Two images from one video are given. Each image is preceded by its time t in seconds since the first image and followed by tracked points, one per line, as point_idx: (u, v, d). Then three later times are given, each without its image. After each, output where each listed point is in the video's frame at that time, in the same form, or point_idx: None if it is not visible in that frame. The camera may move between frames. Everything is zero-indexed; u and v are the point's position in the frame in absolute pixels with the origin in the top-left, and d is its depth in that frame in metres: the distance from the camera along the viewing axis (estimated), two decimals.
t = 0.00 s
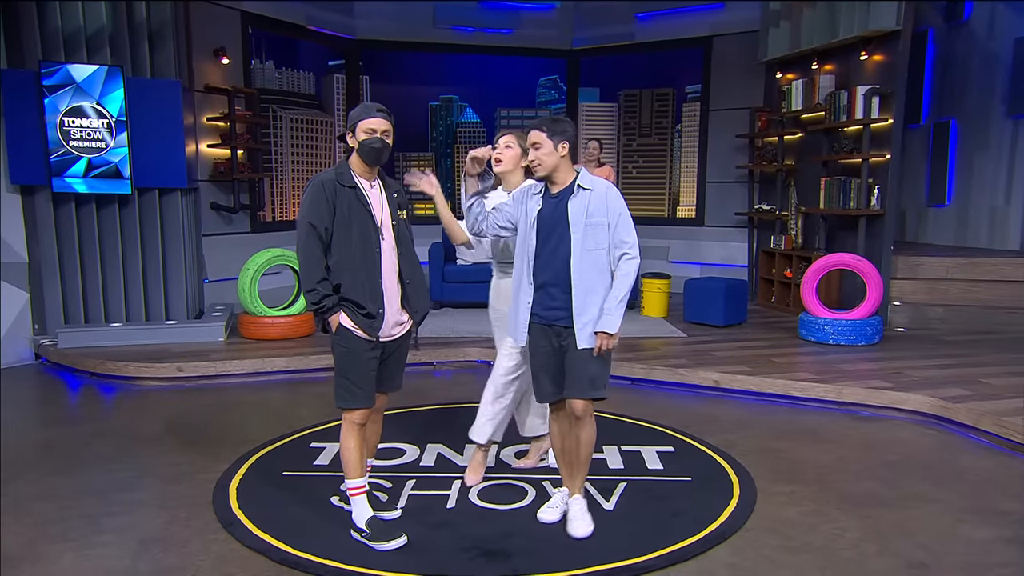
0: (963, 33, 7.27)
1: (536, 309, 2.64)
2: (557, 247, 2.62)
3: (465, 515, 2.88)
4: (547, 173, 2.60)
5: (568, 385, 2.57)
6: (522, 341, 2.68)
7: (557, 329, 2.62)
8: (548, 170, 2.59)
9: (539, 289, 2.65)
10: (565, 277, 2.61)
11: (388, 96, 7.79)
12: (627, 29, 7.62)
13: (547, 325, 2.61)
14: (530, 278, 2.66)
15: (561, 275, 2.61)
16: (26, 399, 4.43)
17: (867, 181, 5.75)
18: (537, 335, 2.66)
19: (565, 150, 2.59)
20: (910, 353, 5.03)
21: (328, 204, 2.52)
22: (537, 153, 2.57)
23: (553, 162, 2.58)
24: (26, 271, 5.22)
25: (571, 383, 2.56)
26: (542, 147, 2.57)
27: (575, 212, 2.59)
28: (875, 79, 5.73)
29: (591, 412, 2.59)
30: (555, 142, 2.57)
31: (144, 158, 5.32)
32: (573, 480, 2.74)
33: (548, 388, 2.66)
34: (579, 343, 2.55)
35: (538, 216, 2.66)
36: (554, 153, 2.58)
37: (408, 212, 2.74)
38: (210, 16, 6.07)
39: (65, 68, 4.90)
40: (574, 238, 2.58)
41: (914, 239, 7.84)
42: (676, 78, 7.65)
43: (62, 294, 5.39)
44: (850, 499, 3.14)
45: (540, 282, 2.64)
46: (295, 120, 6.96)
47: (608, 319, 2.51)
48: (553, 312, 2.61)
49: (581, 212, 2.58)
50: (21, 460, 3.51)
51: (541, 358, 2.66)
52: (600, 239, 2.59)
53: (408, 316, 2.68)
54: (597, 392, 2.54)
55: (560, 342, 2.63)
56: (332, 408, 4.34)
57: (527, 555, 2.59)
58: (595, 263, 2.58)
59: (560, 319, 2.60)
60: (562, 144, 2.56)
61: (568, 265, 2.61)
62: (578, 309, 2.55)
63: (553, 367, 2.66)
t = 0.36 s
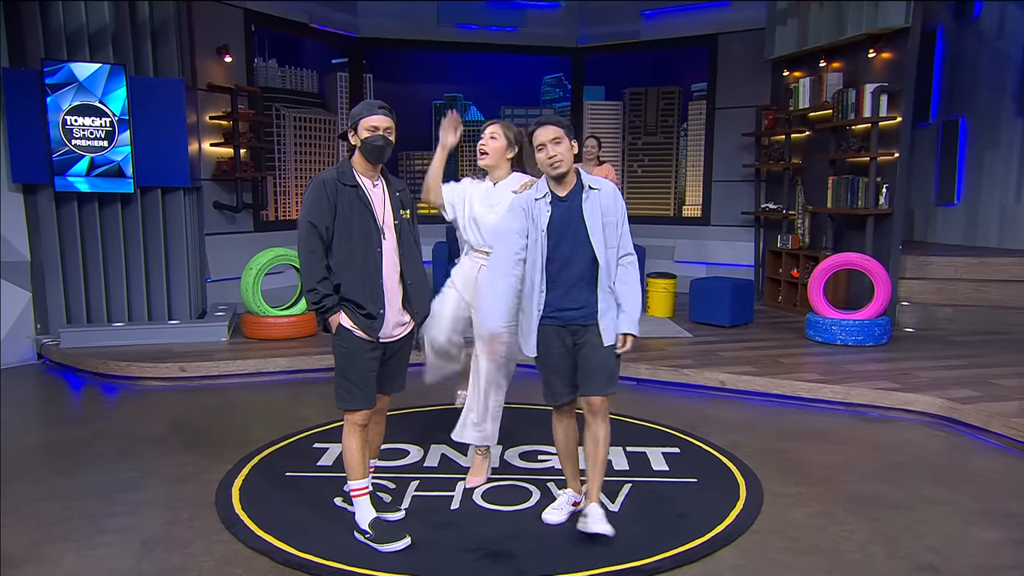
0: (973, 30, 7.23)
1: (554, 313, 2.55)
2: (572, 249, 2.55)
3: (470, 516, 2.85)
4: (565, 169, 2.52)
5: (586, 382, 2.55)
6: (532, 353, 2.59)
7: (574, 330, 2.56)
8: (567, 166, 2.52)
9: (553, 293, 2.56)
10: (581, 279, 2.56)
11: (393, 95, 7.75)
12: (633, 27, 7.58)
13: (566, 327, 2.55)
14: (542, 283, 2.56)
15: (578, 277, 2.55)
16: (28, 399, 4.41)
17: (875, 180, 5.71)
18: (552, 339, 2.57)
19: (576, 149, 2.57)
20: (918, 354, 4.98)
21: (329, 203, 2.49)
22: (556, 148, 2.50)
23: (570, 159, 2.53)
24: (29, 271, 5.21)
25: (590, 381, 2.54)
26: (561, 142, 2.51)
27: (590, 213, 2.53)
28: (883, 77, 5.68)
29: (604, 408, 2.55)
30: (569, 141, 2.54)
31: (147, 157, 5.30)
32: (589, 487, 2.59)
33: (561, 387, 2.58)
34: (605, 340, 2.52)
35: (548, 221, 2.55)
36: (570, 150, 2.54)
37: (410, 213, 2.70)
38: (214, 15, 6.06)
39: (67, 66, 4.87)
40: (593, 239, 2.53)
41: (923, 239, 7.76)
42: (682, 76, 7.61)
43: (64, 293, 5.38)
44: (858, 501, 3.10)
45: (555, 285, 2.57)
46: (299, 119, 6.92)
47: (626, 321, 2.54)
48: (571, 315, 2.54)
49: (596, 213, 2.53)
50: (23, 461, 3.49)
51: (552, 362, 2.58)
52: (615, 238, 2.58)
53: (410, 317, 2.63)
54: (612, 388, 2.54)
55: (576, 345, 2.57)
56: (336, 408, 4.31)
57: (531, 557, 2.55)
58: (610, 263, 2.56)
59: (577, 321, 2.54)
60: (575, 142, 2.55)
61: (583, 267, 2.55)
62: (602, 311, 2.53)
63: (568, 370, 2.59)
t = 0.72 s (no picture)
0: (980, 28, 7.19)
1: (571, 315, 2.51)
2: (584, 249, 2.52)
3: (471, 517, 2.81)
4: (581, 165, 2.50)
5: (612, 379, 2.51)
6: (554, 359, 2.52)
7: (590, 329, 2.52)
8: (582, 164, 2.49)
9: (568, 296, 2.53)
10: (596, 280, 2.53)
11: (396, 93, 7.71)
12: (636, 25, 7.55)
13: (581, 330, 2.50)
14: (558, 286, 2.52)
15: (592, 277, 2.53)
16: (28, 399, 4.38)
17: (881, 179, 5.67)
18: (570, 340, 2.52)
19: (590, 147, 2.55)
20: (924, 354, 4.94)
21: (328, 203, 2.45)
22: (574, 143, 2.48)
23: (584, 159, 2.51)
24: (28, 270, 5.17)
25: (616, 377, 2.50)
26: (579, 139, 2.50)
27: (600, 212, 2.52)
28: (889, 75, 5.64)
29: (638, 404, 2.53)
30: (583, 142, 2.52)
31: (147, 156, 5.27)
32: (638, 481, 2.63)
33: (574, 394, 2.55)
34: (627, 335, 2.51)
35: (561, 222, 2.51)
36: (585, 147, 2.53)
37: (411, 213, 2.66)
38: (214, 13, 6.02)
39: (67, 65, 4.84)
40: (604, 237, 2.51)
41: (930, 238, 7.71)
42: (685, 74, 7.56)
43: (64, 293, 5.35)
44: (864, 503, 3.06)
45: (571, 286, 2.53)
46: (299, 118, 6.88)
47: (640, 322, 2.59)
48: (587, 315, 2.50)
49: (606, 211, 2.52)
50: (23, 461, 3.46)
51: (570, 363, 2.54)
52: (625, 236, 2.56)
53: (410, 317, 2.59)
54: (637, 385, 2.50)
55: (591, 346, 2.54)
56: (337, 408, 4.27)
57: (533, 558, 2.52)
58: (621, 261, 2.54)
59: (594, 321, 2.50)
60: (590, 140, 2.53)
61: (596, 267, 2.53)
62: (618, 311, 2.51)
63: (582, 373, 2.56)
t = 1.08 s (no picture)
0: (985, 26, 7.14)
1: (593, 317, 2.45)
2: (612, 253, 2.45)
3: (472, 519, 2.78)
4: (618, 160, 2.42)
5: (624, 393, 2.48)
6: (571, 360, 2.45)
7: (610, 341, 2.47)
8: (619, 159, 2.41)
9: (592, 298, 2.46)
10: (625, 285, 2.45)
11: (394, 93, 7.60)
12: (638, 23, 7.51)
13: (602, 335, 2.44)
14: (583, 286, 2.45)
15: (621, 282, 2.45)
16: (26, 400, 4.35)
17: (884, 178, 5.64)
18: (590, 347, 2.47)
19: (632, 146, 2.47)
20: (928, 355, 4.91)
21: (320, 203, 2.43)
22: (613, 138, 2.41)
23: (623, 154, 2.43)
24: (25, 270, 5.14)
25: (634, 390, 2.46)
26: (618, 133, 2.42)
27: (634, 216, 2.42)
28: (892, 73, 5.61)
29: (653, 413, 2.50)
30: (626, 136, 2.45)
31: (145, 155, 5.24)
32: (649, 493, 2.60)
33: (589, 401, 2.49)
34: (647, 349, 2.44)
35: (591, 220, 2.44)
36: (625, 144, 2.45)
37: (408, 212, 2.61)
38: (213, 10, 5.99)
39: (64, 63, 4.81)
40: (636, 242, 2.42)
41: (934, 238, 7.68)
42: (687, 72, 7.52)
43: (61, 294, 5.32)
44: (868, 505, 3.03)
45: (595, 287, 2.46)
46: (299, 117, 6.82)
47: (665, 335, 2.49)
48: (610, 321, 2.44)
49: (640, 215, 2.43)
50: (20, 463, 3.43)
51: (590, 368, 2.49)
52: (658, 243, 2.46)
53: (406, 317, 2.55)
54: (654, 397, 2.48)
55: (611, 353, 2.49)
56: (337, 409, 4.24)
57: (534, 561, 2.48)
58: (652, 268, 2.45)
59: (619, 332, 2.44)
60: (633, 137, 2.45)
61: (625, 271, 2.45)
62: (645, 321, 2.42)
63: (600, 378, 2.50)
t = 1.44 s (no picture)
0: (989, 23, 7.10)
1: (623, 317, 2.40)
2: (644, 253, 2.39)
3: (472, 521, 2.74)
4: (650, 161, 2.34)
5: (648, 398, 2.42)
6: (604, 361, 2.42)
7: (633, 343, 2.41)
8: (651, 159, 2.33)
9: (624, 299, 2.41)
10: (656, 287, 2.39)
11: (394, 91, 7.56)
12: (639, 22, 7.47)
13: (629, 336, 2.40)
14: (614, 286, 2.41)
15: (652, 283, 2.39)
16: (22, 401, 4.31)
17: (887, 178, 5.61)
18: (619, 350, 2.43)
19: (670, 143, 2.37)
20: (931, 355, 4.87)
21: (293, 203, 2.39)
22: (645, 136, 2.31)
23: (658, 152, 2.34)
24: (22, 270, 5.11)
25: (654, 395, 2.41)
26: (653, 130, 2.32)
27: (668, 216, 2.36)
28: (895, 71, 5.59)
29: (668, 421, 2.47)
30: (665, 132, 2.34)
31: (142, 154, 5.20)
32: (652, 496, 2.57)
33: (609, 404, 2.46)
34: (673, 356, 2.38)
35: (624, 218, 2.39)
36: (661, 142, 2.34)
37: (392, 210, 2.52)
38: (211, 8, 5.95)
39: (61, 61, 4.77)
40: (668, 244, 2.36)
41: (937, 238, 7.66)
42: (688, 71, 7.48)
43: (58, 293, 5.29)
44: (872, 507, 2.99)
45: (626, 286, 2.41)
46: (298, 115, 6.78)
47: (722, 345, 2.45)
48: (637, 322, 2.38)
49: (674, 216, 2.36)
50: (16, 464, 3.39)
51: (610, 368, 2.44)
52: (696, 245, 2.40)
53: (386, 319, 2.48)
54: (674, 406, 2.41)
55: (638, 357, 2.42)
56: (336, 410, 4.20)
57: (536, 563, 2.44)
58: (686, 271, 2.39)
59: (640, 335, 2.39)
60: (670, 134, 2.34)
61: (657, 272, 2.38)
62: (674, 325, 2.36)
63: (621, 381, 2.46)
